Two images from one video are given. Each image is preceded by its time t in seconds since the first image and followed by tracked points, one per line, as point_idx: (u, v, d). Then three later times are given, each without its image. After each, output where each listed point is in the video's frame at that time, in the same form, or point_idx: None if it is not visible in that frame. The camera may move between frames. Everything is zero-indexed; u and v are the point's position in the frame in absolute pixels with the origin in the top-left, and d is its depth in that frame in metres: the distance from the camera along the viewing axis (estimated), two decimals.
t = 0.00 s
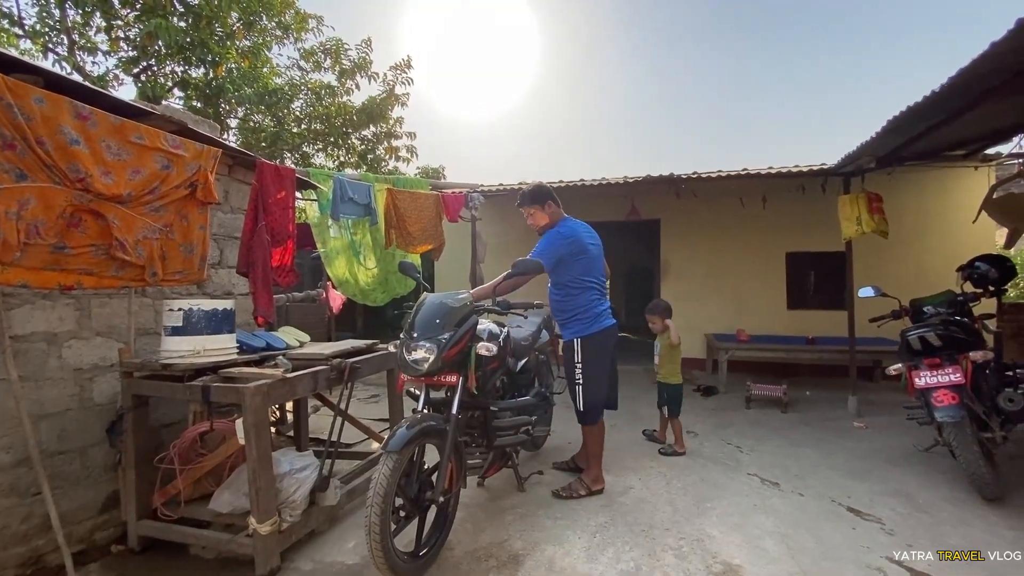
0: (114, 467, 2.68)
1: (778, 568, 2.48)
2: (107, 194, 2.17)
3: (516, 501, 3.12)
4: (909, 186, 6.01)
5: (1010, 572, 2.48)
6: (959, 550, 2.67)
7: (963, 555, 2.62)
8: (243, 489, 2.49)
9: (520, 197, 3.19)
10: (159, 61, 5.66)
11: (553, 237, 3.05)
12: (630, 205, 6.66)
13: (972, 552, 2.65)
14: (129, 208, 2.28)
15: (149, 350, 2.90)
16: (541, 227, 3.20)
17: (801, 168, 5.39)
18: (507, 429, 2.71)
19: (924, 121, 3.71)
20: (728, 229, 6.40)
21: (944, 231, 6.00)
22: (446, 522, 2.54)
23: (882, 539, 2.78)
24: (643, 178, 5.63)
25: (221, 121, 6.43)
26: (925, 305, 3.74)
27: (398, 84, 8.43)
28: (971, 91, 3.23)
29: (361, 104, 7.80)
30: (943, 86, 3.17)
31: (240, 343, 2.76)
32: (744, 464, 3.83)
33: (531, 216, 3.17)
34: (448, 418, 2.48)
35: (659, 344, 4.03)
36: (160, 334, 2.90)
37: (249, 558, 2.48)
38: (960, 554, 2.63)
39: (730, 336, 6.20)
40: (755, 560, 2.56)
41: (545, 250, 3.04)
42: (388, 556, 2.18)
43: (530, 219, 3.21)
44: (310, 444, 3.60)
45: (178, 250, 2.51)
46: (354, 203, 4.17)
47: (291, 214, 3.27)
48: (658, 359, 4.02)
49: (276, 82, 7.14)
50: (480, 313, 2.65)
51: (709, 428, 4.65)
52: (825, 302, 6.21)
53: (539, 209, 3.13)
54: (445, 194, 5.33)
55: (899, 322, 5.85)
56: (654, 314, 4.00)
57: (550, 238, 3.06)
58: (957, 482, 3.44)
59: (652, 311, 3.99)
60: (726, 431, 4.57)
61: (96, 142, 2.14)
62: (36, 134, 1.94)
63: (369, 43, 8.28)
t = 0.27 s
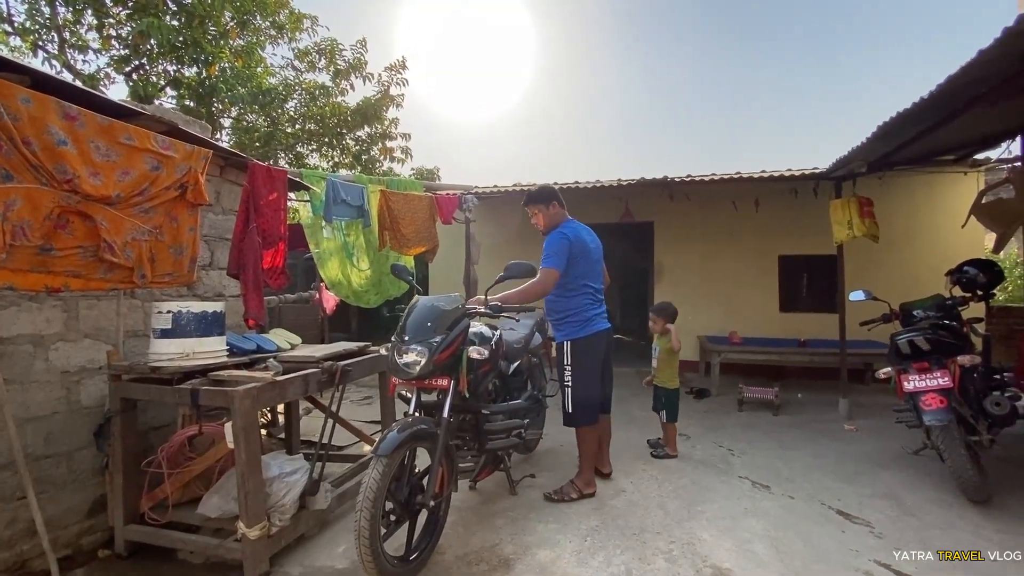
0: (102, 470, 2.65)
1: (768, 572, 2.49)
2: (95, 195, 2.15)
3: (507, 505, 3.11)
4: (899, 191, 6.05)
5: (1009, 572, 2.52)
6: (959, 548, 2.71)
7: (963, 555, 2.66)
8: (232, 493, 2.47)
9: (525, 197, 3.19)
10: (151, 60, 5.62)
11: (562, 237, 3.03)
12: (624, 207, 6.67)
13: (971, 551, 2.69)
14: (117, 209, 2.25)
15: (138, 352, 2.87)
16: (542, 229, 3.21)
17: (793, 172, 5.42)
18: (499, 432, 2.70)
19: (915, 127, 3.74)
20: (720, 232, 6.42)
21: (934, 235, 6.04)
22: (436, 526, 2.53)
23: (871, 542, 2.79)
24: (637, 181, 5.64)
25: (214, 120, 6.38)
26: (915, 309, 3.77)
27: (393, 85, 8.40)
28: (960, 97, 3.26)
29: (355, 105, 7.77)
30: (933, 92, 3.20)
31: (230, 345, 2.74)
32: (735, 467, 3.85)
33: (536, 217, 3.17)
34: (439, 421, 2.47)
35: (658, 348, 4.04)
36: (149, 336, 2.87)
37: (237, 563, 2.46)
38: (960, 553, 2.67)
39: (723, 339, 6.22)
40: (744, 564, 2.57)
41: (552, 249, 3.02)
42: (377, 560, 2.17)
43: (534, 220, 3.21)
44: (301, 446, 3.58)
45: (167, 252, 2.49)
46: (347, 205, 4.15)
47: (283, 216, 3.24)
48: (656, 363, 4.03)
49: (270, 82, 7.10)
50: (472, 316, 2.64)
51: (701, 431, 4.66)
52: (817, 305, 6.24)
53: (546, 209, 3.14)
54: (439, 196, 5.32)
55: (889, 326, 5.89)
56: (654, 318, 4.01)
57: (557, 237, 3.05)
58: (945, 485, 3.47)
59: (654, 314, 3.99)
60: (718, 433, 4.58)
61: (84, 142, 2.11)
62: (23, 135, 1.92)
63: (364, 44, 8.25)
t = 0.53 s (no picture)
0: (86, 479, 2.62)
1: None
2: (77, 202, 2.11)
3: (497, 511, 3.11)
4: (890, 195, 6.09)
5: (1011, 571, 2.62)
6: (958, 548, 2.80)
7: (963, 554, 2.75)
8: (218, 502, 2.45)
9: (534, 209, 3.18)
10: (139, 58, 5.54)
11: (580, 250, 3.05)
12: (617, 209, 6.67)
13: (971, 551, 2.78)
14: (100, 216, 2.22)
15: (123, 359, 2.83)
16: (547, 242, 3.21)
17: (785, 176, 5.43)
18: (489, 440, 2.69)
19: (904, 134, 3.75)
20: (712, 235, 6.43)
21: (924, 239, 6.08)
22: (424, 535, 2.52)
23: (858, 549, 2.81)
24: (629, 184, 5.64)
25: (203, 119, 6.32)
26: (903, 314, 3.80)
27: (385, 84, 8.35)
28: (950, 106, 3.27)
29: (347, 104, 7.71)
30: (923, 101, 3.21)
31: (217, 352, 2.72)
32: (725, 472, 3.86)
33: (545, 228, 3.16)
34: (428, 430, 2.46)
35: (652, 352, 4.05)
36: (134, 343, 2.83)
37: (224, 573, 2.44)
38: (960, 553, 2.76)
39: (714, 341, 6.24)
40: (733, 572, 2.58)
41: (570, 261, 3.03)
42: (365, 572, 2.16)
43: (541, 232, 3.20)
44: (290, 452, 3.55)
45: (152, 259, 2.45)
46: (336, 209, 4.12)
47: (271, 221, 3.21)
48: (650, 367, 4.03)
49: (261, 81, 7.03)
50: (462, 323, 2.63)
51: (692, 434, 4.68)
52: (807, 308, 6.27)
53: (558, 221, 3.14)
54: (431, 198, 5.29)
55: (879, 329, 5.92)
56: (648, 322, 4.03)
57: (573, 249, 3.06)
58: (932, 490, 3.49)
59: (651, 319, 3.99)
60: (709, 437, 4.60)
61: (66, 149, 2.08)
62: (2, 142, 1.88)
63: (357, 42, 8.19)
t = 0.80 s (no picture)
0: (73, 481, 2.56)
1: None
2: (59, 199, 2.05)
3: (492, 511, 3.08)
4: (883, 191, 6.10)
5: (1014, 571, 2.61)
6: (958, 548, 2.78)
7: (963, 554, 2.73)
8: (209, 505, 2.40)
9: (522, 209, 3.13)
10: (124, 49, 5.42)
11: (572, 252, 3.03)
12: (611, 205, 6.64)
13: (971, 551, 2.76)
14: (83, 213, 2.15)
15: (110, 358, 2.77)
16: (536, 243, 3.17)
17: (780, 172, 5.42)
18: (484, 440, 2.65)
19: (901, 131, 3.74)
20: (706, 231, 6.42)
21: (917, 235, 6.10)
22: (419, 536, 2.49)
23: (854, 547, 2.81)
24: (624, 179, 5.60)
25: (191, 112, 6.21)
26: (897, 310, 3.80)
27: (377, 77, 8.25)
28: (946, 103, 3.26)
29: (338, 97, 7.61)
30: (920, 98, 3.19)
31: (207, 352, 2.66)
32: (720, 469, 3.85)
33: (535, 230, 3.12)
34: (423, 431, 2.42)
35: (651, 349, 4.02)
36: (121, 342, 2.77)
37: None
38: (960, 553, 2.74)
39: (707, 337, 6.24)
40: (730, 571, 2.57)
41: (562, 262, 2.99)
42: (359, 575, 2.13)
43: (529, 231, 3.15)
44: (281, 452, 3.51)
45: (138, 257, 2.39)
46: (328, 205, 4.05)
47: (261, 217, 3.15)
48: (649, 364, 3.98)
49: (250, 73, 6.92)
50: (457, 322, 2.59)
51: (686, 431, 4.67)
52: (800, 304, 6.29)
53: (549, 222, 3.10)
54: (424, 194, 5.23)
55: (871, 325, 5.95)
56: (650, 319, 4.03)
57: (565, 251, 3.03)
58: (925, 487, 3.51)
59: (655, 316, 4.00)
60: (703, 433, 4.60)
61: (48, 144, 2.01)
62: None
63: (348, 34, 8.07)
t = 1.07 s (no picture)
0: (56, 482, 2.50)
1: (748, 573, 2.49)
2: (35, 193, 1.98)
3: (486, 506, 3.05)
4: (876, 182, 6.09)
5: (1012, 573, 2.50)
6: (958, 548, 2.68)
7: (963, 555, 2.64)
8: (196, 506, 2.35)
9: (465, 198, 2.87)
10: (106, 39, 5.29)
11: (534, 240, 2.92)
12: (604, 197, 6.60)
13: (971, 551, 2.66)
14: (60, 207, 2.08)
15: (93, 356, 2.70)
16: (485, 234, 2.95)
17: (773, 163, 5.39)
18: (478, 436, 2.62)
19: (895, 121, 3.72)
20: (700, 222, 6.39)
21: (909, 226, 6.11)
22: (412, 533, 2.46)
23: (849, 538, 2.81)
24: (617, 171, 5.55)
25: (176, 104, 6.09)
26: (889, 301, 3.80)
27: (367, 68, 8.13)
28: (942, 93, 3.23)
29: (327, 88, 7.49)
30: (916, 87, 3.16)
31: (192, 349, 2.61)
32: (714, 461, 3.85)
33: (485, 221, 2.89)
34: (416, 427, 2.38)
35: (652, 342, 3.99)
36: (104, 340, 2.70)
37: None
38: (960, 553, 2.65)
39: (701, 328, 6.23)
40: (726, 565, 2.56)
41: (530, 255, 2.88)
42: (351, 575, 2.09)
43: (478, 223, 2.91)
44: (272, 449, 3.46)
45: (119, 252, 2.32)
46: (316, 198, 3.98)
47: (247, 211, 3.08)
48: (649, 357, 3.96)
49: (237, 64, 6.79)
50: (448, 317, 2.54)
51: (680, 423, 4.66)
52: (792, 295, 6.29)
53: (500, 209, 2.90)
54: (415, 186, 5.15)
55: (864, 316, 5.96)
56: (650, 311, 3.99)
57: (524, 239, 2.91)
58: (918, 477, 3.51)
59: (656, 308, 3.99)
60: (697, 425, 4.59)
61: (21, 135, 1.93)
62: None
63: (337, 24, 7.95)
